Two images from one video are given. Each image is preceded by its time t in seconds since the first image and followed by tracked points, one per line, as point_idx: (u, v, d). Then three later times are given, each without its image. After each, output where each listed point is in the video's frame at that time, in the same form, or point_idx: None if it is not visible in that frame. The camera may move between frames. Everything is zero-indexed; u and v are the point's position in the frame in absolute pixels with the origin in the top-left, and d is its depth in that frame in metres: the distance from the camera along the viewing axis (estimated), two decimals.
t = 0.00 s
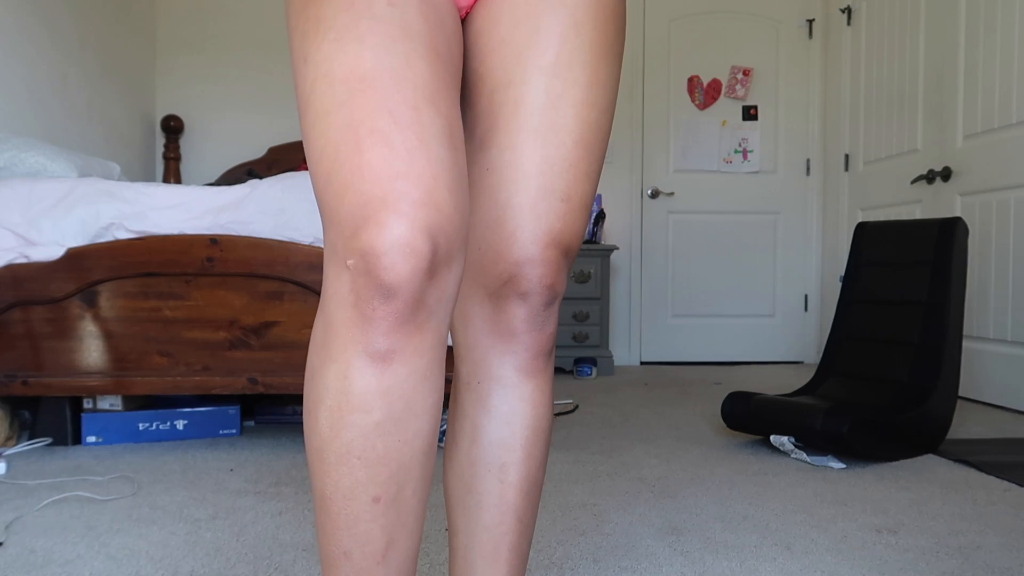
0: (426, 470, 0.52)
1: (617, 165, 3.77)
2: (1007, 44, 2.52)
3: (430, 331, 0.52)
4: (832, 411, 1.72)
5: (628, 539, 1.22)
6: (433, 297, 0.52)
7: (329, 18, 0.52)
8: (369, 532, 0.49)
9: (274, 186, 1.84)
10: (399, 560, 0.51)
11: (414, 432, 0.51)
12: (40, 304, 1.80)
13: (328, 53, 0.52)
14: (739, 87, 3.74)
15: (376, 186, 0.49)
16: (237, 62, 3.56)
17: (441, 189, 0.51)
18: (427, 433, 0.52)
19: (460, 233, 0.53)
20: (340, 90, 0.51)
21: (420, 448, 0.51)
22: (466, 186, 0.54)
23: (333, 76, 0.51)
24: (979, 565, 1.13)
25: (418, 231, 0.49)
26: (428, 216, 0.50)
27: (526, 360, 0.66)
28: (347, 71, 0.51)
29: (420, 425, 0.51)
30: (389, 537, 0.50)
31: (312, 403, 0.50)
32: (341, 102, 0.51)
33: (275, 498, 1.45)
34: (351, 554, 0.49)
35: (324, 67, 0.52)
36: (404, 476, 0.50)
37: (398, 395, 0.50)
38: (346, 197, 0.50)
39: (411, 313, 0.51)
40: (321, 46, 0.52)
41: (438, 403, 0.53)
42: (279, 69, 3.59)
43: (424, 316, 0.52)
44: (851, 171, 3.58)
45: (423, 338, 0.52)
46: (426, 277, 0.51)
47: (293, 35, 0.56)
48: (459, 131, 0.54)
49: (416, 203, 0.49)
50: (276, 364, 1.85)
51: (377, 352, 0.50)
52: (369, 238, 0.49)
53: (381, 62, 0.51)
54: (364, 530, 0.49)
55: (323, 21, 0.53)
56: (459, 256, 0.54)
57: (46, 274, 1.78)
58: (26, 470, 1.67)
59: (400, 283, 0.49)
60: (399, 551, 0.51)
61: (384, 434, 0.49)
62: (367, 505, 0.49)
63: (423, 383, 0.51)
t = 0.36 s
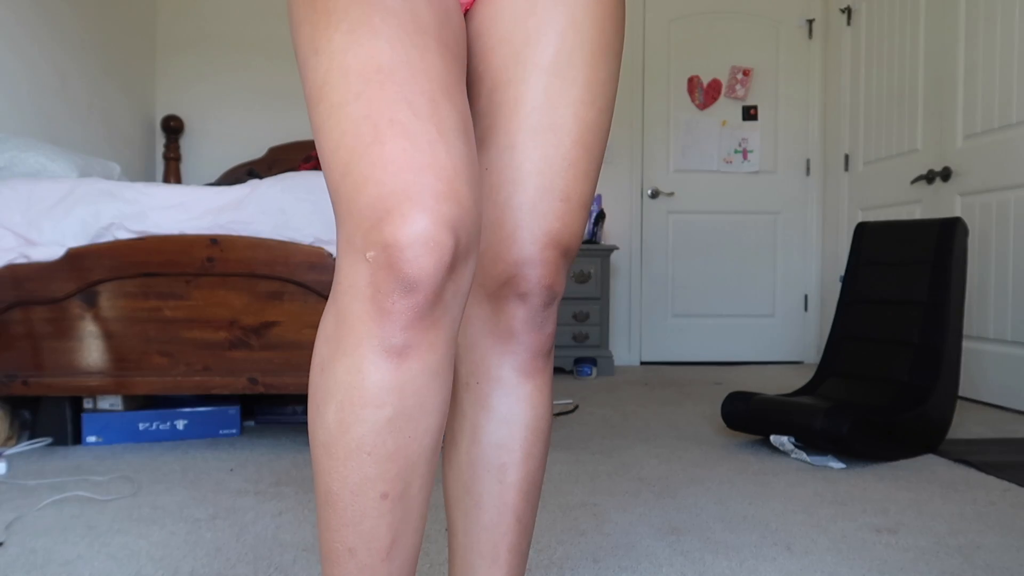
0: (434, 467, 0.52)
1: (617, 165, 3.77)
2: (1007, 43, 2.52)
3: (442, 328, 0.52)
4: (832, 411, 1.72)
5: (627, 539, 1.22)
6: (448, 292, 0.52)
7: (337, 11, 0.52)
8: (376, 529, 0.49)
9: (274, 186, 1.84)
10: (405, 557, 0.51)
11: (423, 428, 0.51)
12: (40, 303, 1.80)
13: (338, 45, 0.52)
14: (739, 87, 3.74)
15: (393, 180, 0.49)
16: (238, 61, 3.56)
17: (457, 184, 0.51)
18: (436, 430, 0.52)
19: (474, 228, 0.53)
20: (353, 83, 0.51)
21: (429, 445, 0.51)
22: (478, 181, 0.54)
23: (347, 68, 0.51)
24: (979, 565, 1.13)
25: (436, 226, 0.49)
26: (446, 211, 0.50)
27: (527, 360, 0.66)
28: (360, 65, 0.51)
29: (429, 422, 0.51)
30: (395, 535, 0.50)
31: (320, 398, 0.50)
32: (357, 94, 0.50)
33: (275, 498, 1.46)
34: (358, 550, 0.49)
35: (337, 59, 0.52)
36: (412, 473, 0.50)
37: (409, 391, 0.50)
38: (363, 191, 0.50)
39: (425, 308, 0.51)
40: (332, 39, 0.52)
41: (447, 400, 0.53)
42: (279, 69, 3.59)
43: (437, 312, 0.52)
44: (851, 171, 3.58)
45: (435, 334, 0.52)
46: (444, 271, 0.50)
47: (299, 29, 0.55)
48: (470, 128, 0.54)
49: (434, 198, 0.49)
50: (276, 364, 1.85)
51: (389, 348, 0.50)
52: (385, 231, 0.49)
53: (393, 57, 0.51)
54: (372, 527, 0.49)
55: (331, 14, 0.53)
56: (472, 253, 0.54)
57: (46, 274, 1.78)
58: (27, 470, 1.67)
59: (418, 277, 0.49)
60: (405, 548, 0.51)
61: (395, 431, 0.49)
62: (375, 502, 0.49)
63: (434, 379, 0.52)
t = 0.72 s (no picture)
0: (436, 465, 0.52)
1: (617, 166, 3.77)
2: (1008, 43, 2.52)
3: (447, 327, 0.52)
4: (832, 411, 1.72)
5: (627, 539, 1.22)
6: (453, 290, 0.52)
7: (342, 11, 0.52)
8: (377, 527, 0.49)
9: (274, 186, 1.83)
10: (407, 555, 0.51)
11: (427, 427, 0.51)
12: (40, 303, 1.80)
13: (343, 44, 0.52)
14: (739, 86, 3.74)
15: (400, 178, 0.49)
16: (237, 61, 3.56)
17: (464, 183, 0.51)
18: (440, 429, 0.52)
19: (479, 227, 0.53)
20: (359, 81, 0.51)
21: (433, 443, 0.51)
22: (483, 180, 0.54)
23: (353, 67, 0.51)
24: (979, 565, 1.12)
25: (442, 225, 0.49)
26: (452, 209, 0.50)
27: (529, 360, 0.66)
28: (365, 65, 0.51)
29: (433, 421, 0.51)
30: (396, 533, 0.50)
31: (323, 396, 0.50)
32: (364, 93, 0.50)
33: (275, 498, 1.45)
34: (360, 548, 0.49)
35: (343, 58, 0.51)
36: (414, 471, 0.50)
37: (413, 389, 0.50)
38: (369, 189, 0.49)
39: (430, 307, 0.51)
40: (338, 37, 0.52)
41: (450, 399, 0.53)
42: (279, 69, 3.59)
43: (442, 311, 0.52)
44: (851, 171, 3.58)
45: (440, 333, 0.52)
46: (451, 270, 0.50)
47: (304, 28, 0.55)
48: (476, 127, 0.54)
49: (441, 197, 0.49)
50: (276, 365, 1.85)
51: (395, 346, 0.50)
52: (392, 229, 0.49)
53: (399, 55, 0.51)
54: (374, 525, 0.49)
55: (336, 13, 0.53)
56: (478, 252, 0.54)
57: (46, 274, 1.78)
58: (27, 470, 1.67)
59: (424, 275, 0.49)
60: (406, 547, 0.51)
61: (399, 429, 0.49)
62: (378, 500, 0.49)
63: (438, 379, 0.51)
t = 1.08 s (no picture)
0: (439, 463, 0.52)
1: (617, 166, 3.77)
2: (1008, 43, 2.52)
3: (449, 326, 0.52)
4: (832, 411, 1.72)
5: (627, 539, 1.22)
6: (456, 289, 0.52)
7: (344, 12, 0.52)
8: (380, 525, 0.49)
9: (274, 186, 1.83)
10: (409, 553, 0.51)
11: (429, 425, 0.51)
12: (40, 304, 1.80)
13: (345, 44, 0.52)
14: (739, 86, 3.74)
15: (404, 177, 0.49)
16: (237, 61, 3.56)
17: (466, 183, 0.51)
18: (442, 427, 0.52)
19: (482, 226, 0.53)
20: (362, 81, 0.51)
21: (435, 442, 0.51)
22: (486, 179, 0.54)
23: (356, 67, 0.51)
24: (979, 565, 1.12)
25: (446, 224, 0.49)
26: (456, 208, 0.50)
27: (530, 361, 0.66)
28: (368, 65, 0.51)
29: (436, 420, 0.51)
30: (399, 532, 0.50)
31: (325, 395, 0.50)
32: (367, 93, 0.50)
33: (275, 498, 1.45)
34: (363, 545, 0.49)
35: (346, 58, 0.51)
36: (417, 469, 0.50)
37: (416, 388, 0.50)
38: (372, 187, 0.49)
39: (433, 306, 0.51)
40: (341, 37, 0.52)
41: (453, 397, 0.53)
42: (279, 69, 3.59)
43: (445, 310, 0.52)
44: (851, 171, 3.58)
45: (443, 332, 0.52)
46: (454, 269, 0.50)
47: (307, 28, 0.55)
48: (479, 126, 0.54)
49: (444, 196, 0.49)
50: (276, 365, 1.85)
51: (398, 344, 0.50)
52: (396, 227, 0.49)
53: (402, 55, 0.51)
54: (377, 523, 0.49)
55: (339, 14, 0.53)
56: (480, 252, 0.54)
57: (46, 274, 1.78)
58: (26, 470, 1.67)
59: (427, 273, 0.49)
60: (408, 545, 0.51)
61: (402, 426, 0.49)
62: (380, 498, 0.49)
63: (441, 377, 0.51)
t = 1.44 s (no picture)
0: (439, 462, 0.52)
1: (617, 166, 3.77)
2: (1008, 42, 2.52)
3: (449, 326, 0.52)
4: (832, 411, 1.72)
5: (627, 539, 1.22)
6: (456, 289, 0.52)
7: (345, 11, 0.52)
8: (380, 524, 0.49)
9: (274, 186, 1.84)
10: (409, 551, 0.51)
11: (429, 424, 0.51)
12: (40, 303, 1.80)
13: (345, 43, 0.52)
14: (739, 86, 3.74)
15: (404, 176, 0.49)
16: (237, 61, 3.56)
17: (466, 182, 0.51)
18: (443, 426, 0.52)
19: (482, 225, 0.53)
20: (362, 80, 0.51)
21: (436, 440, 0.51)
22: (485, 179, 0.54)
23: (356, 67, 0.51)
24: (979, 565, 1.12)
25: (445, 223, 0.49)
26: (455, 206, 0.50)
27: (530, 362, 0.66)
28: (367, 64, 0.51)
29: (436, 419, 0.51)
30: (399, 531, 0.50)
31: (325, 394, 0.50)
32: (367, 93, 0.50)
33: (275, 498, 1.45)
34: (363, 543, 0.49)
35: (347, 57, 0.51)
36: (417, 468, 0.50)
37: (416, 387, 0.50)
38: (372, 186, 0.49)
39: (433, 305, 0.51)
40: (342, 37, 0.52)
41: (453, 397, 0.53)
42: (279, 69, 3.59)
43: (445, 310, 0.51)
44: (851, 171, 3.58)
45: (443, 332, 0.52)
46: (453, 268, 0.50)
47: (308, 29, 0.55)
48: (479, 126, 0.54)
49: (443, 195, 0.49)
50: (276, 365, 1.85)
51: (398, 343, 0.49)
52: (395, 227, 0.49)
53: (402, 54, 0.51)
54: (377, 521, 0.49)
55: (339, 14, 0.52)
56: (479, 251, 0.53)
57: (46, 274, 1.78)
58: (26, 470, 1.67)
59: (427, 272, 0.49)
60: (408, 544, 0.51)
61: (402, 425, 0.49)
62: (380, 497, 0.49)
63: (441, 376, 0.51)
